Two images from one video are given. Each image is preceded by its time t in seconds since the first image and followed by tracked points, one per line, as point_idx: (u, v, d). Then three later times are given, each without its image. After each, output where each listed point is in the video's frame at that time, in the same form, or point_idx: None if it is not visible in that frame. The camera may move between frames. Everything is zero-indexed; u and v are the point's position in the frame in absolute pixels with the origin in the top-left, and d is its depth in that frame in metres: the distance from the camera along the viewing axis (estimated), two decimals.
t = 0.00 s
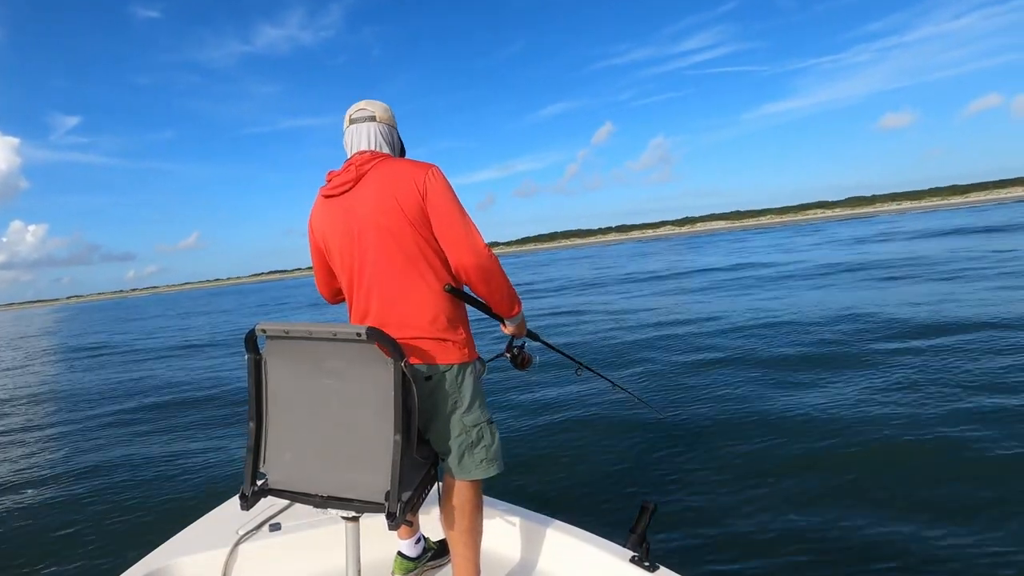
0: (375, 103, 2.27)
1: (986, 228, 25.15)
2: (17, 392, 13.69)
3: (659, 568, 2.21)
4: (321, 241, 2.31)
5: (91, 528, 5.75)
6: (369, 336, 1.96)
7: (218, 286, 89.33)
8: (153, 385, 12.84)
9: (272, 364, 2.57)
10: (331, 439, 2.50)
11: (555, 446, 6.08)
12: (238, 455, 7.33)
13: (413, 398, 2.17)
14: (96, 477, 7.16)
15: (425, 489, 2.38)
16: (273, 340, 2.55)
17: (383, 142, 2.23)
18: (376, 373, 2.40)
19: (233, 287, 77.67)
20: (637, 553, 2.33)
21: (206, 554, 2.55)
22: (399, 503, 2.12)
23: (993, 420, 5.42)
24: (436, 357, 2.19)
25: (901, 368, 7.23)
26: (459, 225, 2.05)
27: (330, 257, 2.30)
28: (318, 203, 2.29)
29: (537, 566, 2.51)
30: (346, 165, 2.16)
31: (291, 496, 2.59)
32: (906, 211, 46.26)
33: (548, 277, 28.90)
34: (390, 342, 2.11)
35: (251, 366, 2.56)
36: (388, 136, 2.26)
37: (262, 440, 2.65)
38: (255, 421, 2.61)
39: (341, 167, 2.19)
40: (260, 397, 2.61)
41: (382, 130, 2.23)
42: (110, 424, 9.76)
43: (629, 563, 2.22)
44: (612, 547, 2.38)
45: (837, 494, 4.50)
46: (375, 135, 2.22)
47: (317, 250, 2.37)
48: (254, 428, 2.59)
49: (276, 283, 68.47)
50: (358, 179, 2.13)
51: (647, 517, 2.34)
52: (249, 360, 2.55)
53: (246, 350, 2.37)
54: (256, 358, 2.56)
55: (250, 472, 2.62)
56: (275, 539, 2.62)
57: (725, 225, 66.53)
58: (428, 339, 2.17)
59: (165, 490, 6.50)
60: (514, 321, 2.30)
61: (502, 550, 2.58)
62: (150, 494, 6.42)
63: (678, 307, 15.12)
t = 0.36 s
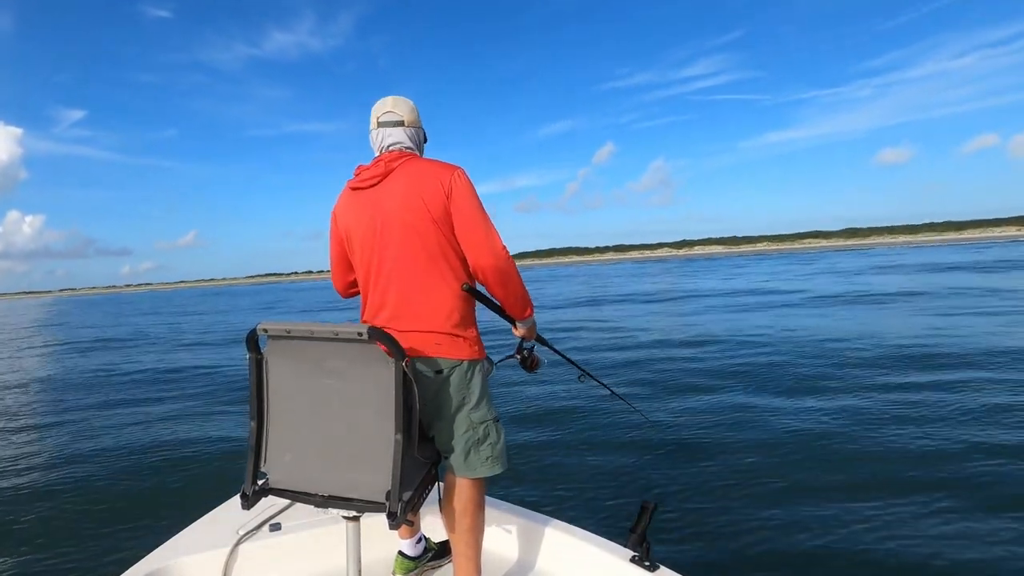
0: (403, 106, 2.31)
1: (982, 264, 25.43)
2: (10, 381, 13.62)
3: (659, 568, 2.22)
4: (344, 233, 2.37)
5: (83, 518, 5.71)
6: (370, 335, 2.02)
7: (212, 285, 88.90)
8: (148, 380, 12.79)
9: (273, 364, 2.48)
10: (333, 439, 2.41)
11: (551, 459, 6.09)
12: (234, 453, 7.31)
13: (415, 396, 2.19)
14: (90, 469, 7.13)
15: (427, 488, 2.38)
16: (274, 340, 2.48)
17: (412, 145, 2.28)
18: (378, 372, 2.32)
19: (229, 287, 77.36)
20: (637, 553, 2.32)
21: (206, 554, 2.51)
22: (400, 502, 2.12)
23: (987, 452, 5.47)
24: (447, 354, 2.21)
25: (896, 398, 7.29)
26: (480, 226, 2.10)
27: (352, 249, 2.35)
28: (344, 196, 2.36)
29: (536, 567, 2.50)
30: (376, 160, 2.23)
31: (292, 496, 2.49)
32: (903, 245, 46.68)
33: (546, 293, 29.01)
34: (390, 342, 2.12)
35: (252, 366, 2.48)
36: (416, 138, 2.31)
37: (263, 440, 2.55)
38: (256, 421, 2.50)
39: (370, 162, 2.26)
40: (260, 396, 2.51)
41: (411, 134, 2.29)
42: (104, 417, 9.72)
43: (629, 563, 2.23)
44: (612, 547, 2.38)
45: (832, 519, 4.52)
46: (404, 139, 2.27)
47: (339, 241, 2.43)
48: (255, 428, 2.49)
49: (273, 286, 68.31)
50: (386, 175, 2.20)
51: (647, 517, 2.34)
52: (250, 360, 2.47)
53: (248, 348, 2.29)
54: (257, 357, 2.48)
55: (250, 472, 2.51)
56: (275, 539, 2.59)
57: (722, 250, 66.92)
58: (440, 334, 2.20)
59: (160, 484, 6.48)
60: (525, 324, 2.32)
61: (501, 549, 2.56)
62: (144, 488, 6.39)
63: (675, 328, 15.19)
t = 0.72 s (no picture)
0: (434, 113, 2.38)
1: (971, 319, 25.82)
2: None
3: (660, 565, 2.28)
4: (364, 224, 2.42)
5: (65, 515, 5.59)
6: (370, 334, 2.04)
7: (202, 293, 88.29)
8: (134, 381, 12.61)
9: (273, 364, 2.33)
10: (334, 439, 2.28)
11: (543, 483, 6.05)
12: (222, 459, 7.22)
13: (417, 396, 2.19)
14: (73, 466, 6.99)
15: (427, 486, 2.38)
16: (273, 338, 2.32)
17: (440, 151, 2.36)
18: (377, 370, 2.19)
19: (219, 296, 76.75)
20: (638, 550, 2.38)
21: (207, 553, 2.52)
22: (402, 500, 2.11)
23: (976, 499, 5.51)
24: (455, 350, 2.24)
25: (886, 442, 7.35)
26: (500, 229, 2.17)
27: (370, 240, 2.39)
28: (369, 187, 2.42)
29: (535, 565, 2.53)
30: (404, 156, 2.29)
31: (293, 496, 2.37)
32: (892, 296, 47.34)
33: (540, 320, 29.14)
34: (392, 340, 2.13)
35: (251, 366, 2.32)
36: (444, 144, 2.39)
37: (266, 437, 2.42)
38: (256, 422, 2.35)
39: (398, 158, 2.32)
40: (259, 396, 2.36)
41: (440, 140, 2.36)
42: (90, 416, 9.55)
43: (631, 560, 2.29)
44: (613, 545, 2.43)
45: (825, 555, 4.51)
46: (434, 144, 2.34)
47: (357, 232, 2.46)
48: (254, 429, 2.35)
49: (263, 297, 67.86)
50: (414, 171, 2.26)
51: (648, 515, 2.40)
52: (249, 360, 2.31)
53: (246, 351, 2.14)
54: (257, 357, 2.33)
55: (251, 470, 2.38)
56: (278, 538, 2.63)
57: (715, 289, 67.54)
58: (449, 329, 2.23)
59: (145, 486, 6.36)
60: (530, 330, 2.36)
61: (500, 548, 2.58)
62: (129, 488, 6.27)
63: (667, 362, 15.23)
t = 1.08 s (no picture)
0: (427, 108, 2.43)
1: (963, 318, 26.03)
2: None
3: (664, 552, 2.31)
4: (359, 216, 2.45)
5: (67, 518, 5.60)
6: (371, 325, 2.06)
7: (193, 302, 87.65)
8: (132, 388, 12.60)
9: (275, 358, 2.37)
10: (338, 434, 2.33)
11: (543, 475, 6.10)
12: (222, 463, 7.22)
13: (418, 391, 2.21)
14: (73, 472, 7.00)
15: (429, 478, 2.39)
16: (275, 335, 2.35)
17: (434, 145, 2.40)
18: (377, 368, 2.24)
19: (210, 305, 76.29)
20: (642, 537, 2.43)
21: (216, 546, 2.61)
22: (406, 493, 2.14)
23: (972, 485, 5.57)
24: (452, 339, 2.26)
25: (882, 433, 7.42)
26: (495, 220, 2.22)
27: (366, 233, 2.42)
28: (364, 181, 2.45)
29: (540, 553, 2.59)
30: (400, 150, 2.33)
31: (299, 489, 2.43)
32: (884, 296, 47.76)
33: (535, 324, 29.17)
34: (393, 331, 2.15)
35: (253, 361, 2.36)
36: (438, 139, 2.44)
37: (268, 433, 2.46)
38: (259, 416, 2.40)
39: (393, 151, 2.36)
40: (262, 393, 2.41)
41: (433, 135, 2.40)
42: (88, 422, 9.56)
43: (636, 548, 2.32)
44: (617, 533, 2.47)
45: (821, 538, 4.56)
46: (427, 139, 2.38)
47: (352, 225, 2.49)
48: (258, 424, 2.39)
49: (256, 305, 67.52)
50: (409, 164, 2.30)
51: (652, 502, 2.42)
52: (250, 355, 2.34)
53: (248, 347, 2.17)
54: (259, 352, 2.37)
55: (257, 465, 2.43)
56: (286, 531, 2.72)
57: (707, 292, 67.92)
58: (446, 319, 2.26)
59: (146, 489, 6.38)
60: (525, 321, 2.41)
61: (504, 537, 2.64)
62: (130, 492, 6.28)
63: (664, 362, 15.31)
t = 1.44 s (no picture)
0: (408, 112, 2.42)
1: (955, 314, 26.31)
2: None
3: (659, 564, 2.29)
4: (351, 224, 2.47)
5: (69, 535, 5.63)
6: (371, 330, 2.08)
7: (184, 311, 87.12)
8: (125, 401, 12.54)
9: (275, 358, 2.46)
10: (334, 435, 2.40)
11: (538, 474, 6.12)
12: (222, 474, 7.26)
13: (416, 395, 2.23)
14: (68, 488, 6.97)
15: (425, 484, 2.42)
16: (276, 336, 2.44)
17: (414, 147, 2.39)
18: (375, 369, 2.31)
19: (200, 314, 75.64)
20: (637, 548, 2.41)
21: (208, 547, 2.60)
22: (401, 497, 2.16)
23: (962, 480, 5.63)
24: (448, 343, 2.29)
25: (874, 430, 7.48)
26: (488, 222, 2.23)
27: (359, 240, 2.45)
28: (355, 188, 2.48)
29: (534, 561, 2.57)
30: (389, 156, 2.35)
31: (294, 490, 2.49)
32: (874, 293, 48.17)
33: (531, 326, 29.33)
34: (391, 336, 2.18)
35: (252, 360, 2.44)
36: (420, 141, 2.42)
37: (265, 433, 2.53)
38: (257, 416, 2.47)
39: (383, 157, 2.38)
40: (261, 394, 2.48)
41: (412, 137, 2.38)
42: (82, 437, 9.50)
43: (631, 559, 2.30)
44: (612, 544, 2.45)
45: (812, 534, 4.63)
46: (406, 142, 2.38)
47: (345, 233, 2.51)
48: (256, 422, 2.47)
49: (247, 314, 67.06)
50: (399, 170, 2.32)
51: (647, 513, 2.42)
52: (250, 355, 2.42)
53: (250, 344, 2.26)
54: (259, 352, 2.44)
55: (253, 465, 2.50)
56: (277, 533, 2.70)
57: (700, 292, 68.25)
58: (442, 324, 2.28)
59: (144, 503, 6.37)
60: (523, 322, 2.44)
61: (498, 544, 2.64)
62: (127, 508, 6.27)
63: (657, 362, 15.38)
